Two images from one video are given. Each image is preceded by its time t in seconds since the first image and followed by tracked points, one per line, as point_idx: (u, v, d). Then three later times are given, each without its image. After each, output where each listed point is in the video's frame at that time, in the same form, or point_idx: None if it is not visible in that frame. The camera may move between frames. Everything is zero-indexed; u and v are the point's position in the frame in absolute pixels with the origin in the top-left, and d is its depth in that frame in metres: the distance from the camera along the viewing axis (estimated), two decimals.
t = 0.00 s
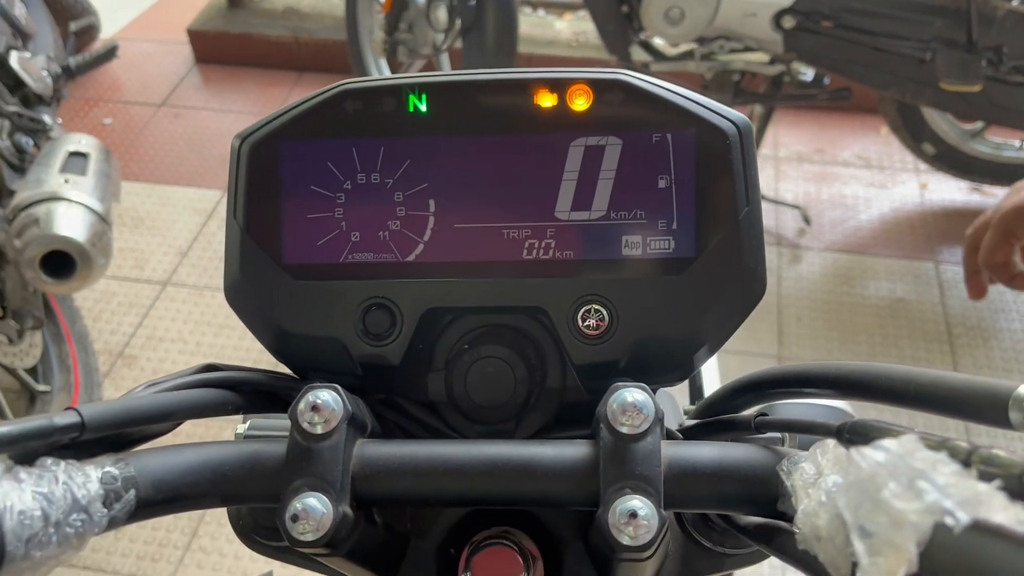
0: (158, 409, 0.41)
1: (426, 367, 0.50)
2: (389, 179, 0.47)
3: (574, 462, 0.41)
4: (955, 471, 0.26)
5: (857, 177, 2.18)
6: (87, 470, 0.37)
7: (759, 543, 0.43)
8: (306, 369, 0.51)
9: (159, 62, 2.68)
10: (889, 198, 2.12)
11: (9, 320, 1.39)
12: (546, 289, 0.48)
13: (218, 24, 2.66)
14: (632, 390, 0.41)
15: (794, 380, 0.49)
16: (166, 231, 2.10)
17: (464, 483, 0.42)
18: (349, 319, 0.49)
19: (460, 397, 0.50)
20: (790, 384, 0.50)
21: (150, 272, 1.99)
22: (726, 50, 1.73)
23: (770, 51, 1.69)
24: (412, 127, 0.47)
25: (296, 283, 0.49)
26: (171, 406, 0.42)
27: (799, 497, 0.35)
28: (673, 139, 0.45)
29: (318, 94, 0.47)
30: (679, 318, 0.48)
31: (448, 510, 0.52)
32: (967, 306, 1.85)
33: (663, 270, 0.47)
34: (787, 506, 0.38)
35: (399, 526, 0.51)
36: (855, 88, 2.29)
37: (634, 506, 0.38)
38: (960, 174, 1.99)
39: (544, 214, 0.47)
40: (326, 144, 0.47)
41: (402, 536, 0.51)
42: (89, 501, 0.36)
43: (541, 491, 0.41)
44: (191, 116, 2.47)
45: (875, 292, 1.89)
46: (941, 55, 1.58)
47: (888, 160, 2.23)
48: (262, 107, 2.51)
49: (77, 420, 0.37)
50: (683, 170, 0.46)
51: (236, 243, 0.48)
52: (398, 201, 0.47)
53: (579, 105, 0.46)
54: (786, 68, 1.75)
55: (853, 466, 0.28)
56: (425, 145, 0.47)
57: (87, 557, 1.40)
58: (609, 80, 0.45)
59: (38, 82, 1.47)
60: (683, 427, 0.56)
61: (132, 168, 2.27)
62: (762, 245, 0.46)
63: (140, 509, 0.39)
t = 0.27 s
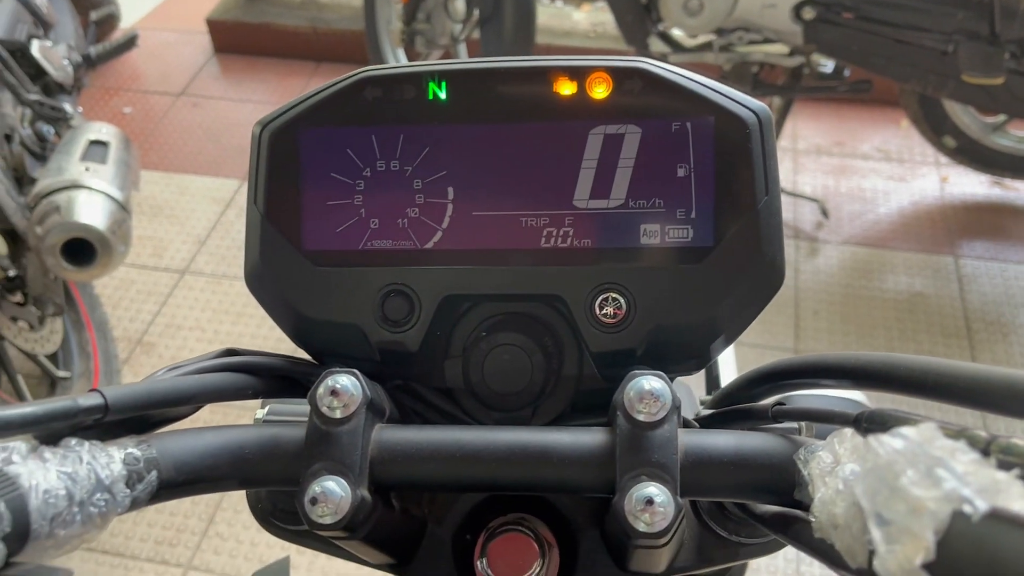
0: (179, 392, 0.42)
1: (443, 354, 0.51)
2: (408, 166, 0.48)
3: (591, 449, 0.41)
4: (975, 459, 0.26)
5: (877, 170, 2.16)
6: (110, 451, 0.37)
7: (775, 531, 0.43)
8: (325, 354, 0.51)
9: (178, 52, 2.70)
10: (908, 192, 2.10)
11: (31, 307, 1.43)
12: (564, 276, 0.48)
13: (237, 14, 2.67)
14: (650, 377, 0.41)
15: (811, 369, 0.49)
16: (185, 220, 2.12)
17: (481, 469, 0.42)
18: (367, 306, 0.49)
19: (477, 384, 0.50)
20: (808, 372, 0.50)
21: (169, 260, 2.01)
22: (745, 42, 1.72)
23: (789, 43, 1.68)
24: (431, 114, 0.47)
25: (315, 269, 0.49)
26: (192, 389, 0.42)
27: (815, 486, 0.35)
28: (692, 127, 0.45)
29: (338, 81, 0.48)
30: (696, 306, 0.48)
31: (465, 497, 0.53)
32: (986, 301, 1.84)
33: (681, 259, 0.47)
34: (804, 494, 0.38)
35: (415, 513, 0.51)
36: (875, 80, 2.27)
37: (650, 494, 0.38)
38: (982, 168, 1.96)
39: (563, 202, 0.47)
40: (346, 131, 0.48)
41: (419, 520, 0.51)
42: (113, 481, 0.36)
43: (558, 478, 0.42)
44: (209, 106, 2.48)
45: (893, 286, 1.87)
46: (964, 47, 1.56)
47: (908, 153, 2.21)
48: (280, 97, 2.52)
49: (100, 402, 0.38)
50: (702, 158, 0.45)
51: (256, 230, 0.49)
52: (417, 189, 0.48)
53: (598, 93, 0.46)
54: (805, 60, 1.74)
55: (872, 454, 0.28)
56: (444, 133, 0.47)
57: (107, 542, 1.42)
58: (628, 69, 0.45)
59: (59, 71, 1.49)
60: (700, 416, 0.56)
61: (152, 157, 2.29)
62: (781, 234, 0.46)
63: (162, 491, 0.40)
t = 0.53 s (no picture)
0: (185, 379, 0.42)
1: (451, 343, 0.50)
2: (416, 152, 0.47)
3: (599, 438, 0.41)
4: (988, 449, 0.26)
5: (893, 163, 2.14)
6: (115, 437, 0.37)
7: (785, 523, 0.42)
8: (332, 342, 0.51)
9: (192, 44, 2.70)
10: (925, 185, 2.08)
11: (44, 297, 1.45)
12: (573, 264, 0.47)
13: (250, 6, 2.67)
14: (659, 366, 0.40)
15: (822, 360, 0.49)
16: (198, 212, 2.12)
17: (488, 457, 0.42)
18: (374, 294, 0.49)
19: (484, 373, 0.49)
20: (817, 363, 0.49)
21: (182, 251, 2.01)
22: (760, 33, 1.71)
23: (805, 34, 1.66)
24: (439, 100, 0.46)
25: (322, 257, 0.49)
26: (199, 376, 0.42)
27: (827, 477, 0.35)
28: (704, 113, 0.45)
29: (346, 67, 0.47)
30: (707, 295, 0.47)
31: (472, 487, 0.52)
32: (1003, 296, 1.81)
33: (692, 248, 0.46)
34: (814, 486, 0.38)
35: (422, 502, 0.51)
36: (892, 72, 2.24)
37: (658, 483, 0.38)
38: (1000, 161, 1.94)
39: (572, 189, 0.47)
40: (354, 117, 0.47)
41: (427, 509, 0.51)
42: (117, 467, 0.36)
43: (565, 467, 0.41)
44: (222, 97, 2.49)
45: (909, 280, 1.85)
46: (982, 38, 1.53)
47: (924, 146, 2.18)
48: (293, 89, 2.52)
49: (105, 388, 0.38)
50: (713, 145, 0.45)
51: (263, 216, 0.48)
52: (425, 175, 0.47)
53: (609, 79, 0.45)
54: (820, 51, 1.72)
55: (883, 443, 0.28)
56: (452, 118, 0.46)
57: (120, 531, 1.43)
58: (639, 54, 0.45)
59: (73, 62, 1.49)
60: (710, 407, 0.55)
61: (165, 149, 2.30)
62: (793, 222, 0.45)
63: (167, 477, 0.40)
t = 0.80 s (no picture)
0: (179, 382, 0.42)
1: (444, 345, 0.51)
2: (409, 157, 0.47)
3: (588, 442, 0.41)
4: (961, 457, 0.26)
5: (901, 160, 2.13)
6: (109, 440, 0.38)
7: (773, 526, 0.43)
8: (327, 344, 0.51)
9: (200, 41, 2.71)
10: (933, 182, 2.07)
11: (53, 294, 1.47)
12: (565, 268, 0.48)
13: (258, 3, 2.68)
14: (646, 371, 0.41)
15: (815, 363, 0.49)
16: (205, 209, 2.13)
17: (478, 460, 0.42)
18: (368, 297, 0.49)
19: (477, 376, 0.50)
20: (809, 365, 0.49)
21: (190, 248, 2.03)
22: (767, 30, 1.70)
23: (812, 31, 1.65)
24: (432, 105, 0.47)
25: (317, 260, 0.49)
26: (193, 378, 0.43)
27: (810, 482, 0.35)
28: (694, 118, 0.45)
29: (341, 73, 0.48)
30: (698, 299, 0.47)
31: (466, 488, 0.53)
32: (1011, 294, 1.80)
33: (683, 252, 0.47)
34: (800, 490, 0.38)
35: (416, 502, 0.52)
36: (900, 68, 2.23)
37: (645, 487, 0.38)
38: (1010, 159, 1.92)
39: (564, 194, 0.47)
40: (348, 122, 0.48)
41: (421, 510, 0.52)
42: (111, 469, 0.37)
43: (554, 469, 0.42)
44: (230, 94, 2.50)
45: (916, 278, 1.85)
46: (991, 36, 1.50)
47: (933, 143, 2.17)
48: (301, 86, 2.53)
49: (100, 391, 0.38)
50: (704, 150, 0.45)
51: (259, 220, 0.49)
52: (418, 179, 0.48)
53: (600, 84, 0.45)
54: (827, 48, 1.71)
55: (860, 451, 0.28)
56: (445, 123, 0.47)
57: (128, 526, 1.45)
58: (630, 59, 0.45)
59: (82, 61, 1.50)
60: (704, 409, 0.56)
61: (173, 146, 2.31)
62: (784, 227, 0.46)
63: (161, 479, 0.41)
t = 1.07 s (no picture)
0: (179, 385, 0.43)
1: (443, 348, 0.51)
2: (408, 161, 0.48)
3: (583, 445, 0.42)
4: (947, 462, 0.26)
5: (905, 158, 2.13)
6: (110, 443, 0.39)
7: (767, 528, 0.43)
8: (326, 347, 0.52)
9: (205, 41, 2.72)
10: (938, 180, 2.06)
11: (59, 294, 1.48)
12: (562, 272, 0.48)
13: (264, 3, 2.69)
14: (641, 374, 0.41)
15: (812, 365, 0.49)
16: (211, 209, 2.14)
17: (474, 462, 0.43)
18: (367, 300, 0.50)
19: (475, 378, 0.50)
20: (806, 368, 0.50)
21: (197, 247, 2.03)
22: (771, 29, 1.70)
23: (816, 30, 1.65)
24: (430, 110, 0.47)
25: (316, 264, 0.49)
26: (192, 381, 0.44)
27: (802, 485, 0.35)
28: (689, 123, 0.45)
29: (340, 78, 0.48)
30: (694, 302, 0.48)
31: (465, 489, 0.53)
32: (1017, 293, 1.80)
33: (679, 256, 0.47)
34: (793, 493, 0.39)
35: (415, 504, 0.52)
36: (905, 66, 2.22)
37: (639, 490, 0.38)
38: (1015, 158, 1.91)
39: (560, 198, 0.47)
40: (347, 127, 0.48)
41: (420, 511, 0.52)
42: (112, 472, 0.38)
43: (550, 471, 0.42)
44: (236, 94, 2.50)
45: (921, 277, 1.84)
46: (995, 34, 1.49)
47: (938, 141, 2.17)
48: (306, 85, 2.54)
49: (100, 395, 0.39)
50: (699, 154, 0.45)
51: (259, 225, 0.49)
52: (416, 184, 0.48)
53: (597, 89, 0.46)
54: (831, 47, 1.71)
55: (846, 455, 0.29)
56: (442, 129, 0.47)
57: (135, 525, 1.46)
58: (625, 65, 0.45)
59: (88, 61, 1.51)
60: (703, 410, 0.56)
61: (179, 146, 2.32)
62: (779, 231, 0.46)
63: (162, 481, 0.41)
